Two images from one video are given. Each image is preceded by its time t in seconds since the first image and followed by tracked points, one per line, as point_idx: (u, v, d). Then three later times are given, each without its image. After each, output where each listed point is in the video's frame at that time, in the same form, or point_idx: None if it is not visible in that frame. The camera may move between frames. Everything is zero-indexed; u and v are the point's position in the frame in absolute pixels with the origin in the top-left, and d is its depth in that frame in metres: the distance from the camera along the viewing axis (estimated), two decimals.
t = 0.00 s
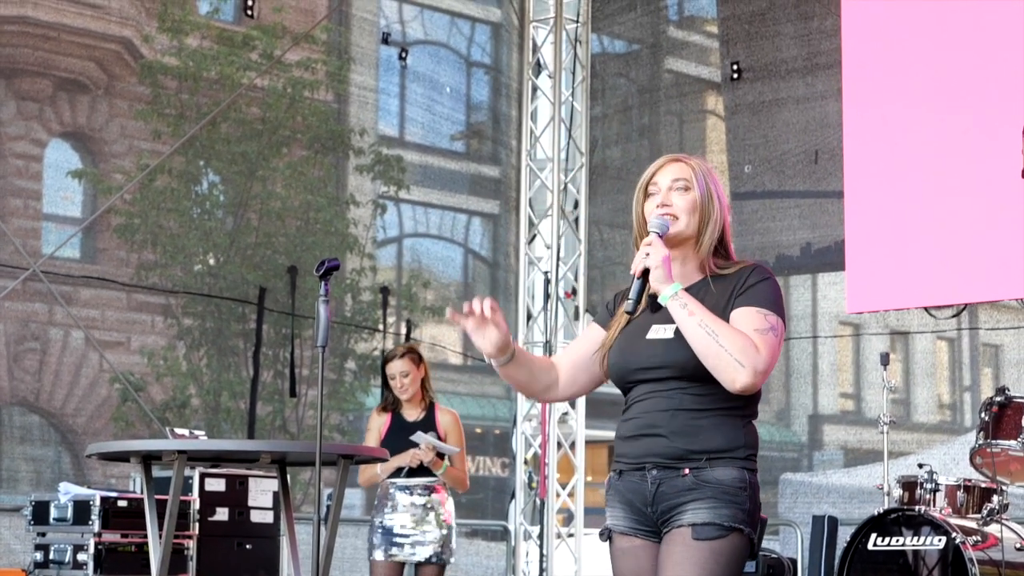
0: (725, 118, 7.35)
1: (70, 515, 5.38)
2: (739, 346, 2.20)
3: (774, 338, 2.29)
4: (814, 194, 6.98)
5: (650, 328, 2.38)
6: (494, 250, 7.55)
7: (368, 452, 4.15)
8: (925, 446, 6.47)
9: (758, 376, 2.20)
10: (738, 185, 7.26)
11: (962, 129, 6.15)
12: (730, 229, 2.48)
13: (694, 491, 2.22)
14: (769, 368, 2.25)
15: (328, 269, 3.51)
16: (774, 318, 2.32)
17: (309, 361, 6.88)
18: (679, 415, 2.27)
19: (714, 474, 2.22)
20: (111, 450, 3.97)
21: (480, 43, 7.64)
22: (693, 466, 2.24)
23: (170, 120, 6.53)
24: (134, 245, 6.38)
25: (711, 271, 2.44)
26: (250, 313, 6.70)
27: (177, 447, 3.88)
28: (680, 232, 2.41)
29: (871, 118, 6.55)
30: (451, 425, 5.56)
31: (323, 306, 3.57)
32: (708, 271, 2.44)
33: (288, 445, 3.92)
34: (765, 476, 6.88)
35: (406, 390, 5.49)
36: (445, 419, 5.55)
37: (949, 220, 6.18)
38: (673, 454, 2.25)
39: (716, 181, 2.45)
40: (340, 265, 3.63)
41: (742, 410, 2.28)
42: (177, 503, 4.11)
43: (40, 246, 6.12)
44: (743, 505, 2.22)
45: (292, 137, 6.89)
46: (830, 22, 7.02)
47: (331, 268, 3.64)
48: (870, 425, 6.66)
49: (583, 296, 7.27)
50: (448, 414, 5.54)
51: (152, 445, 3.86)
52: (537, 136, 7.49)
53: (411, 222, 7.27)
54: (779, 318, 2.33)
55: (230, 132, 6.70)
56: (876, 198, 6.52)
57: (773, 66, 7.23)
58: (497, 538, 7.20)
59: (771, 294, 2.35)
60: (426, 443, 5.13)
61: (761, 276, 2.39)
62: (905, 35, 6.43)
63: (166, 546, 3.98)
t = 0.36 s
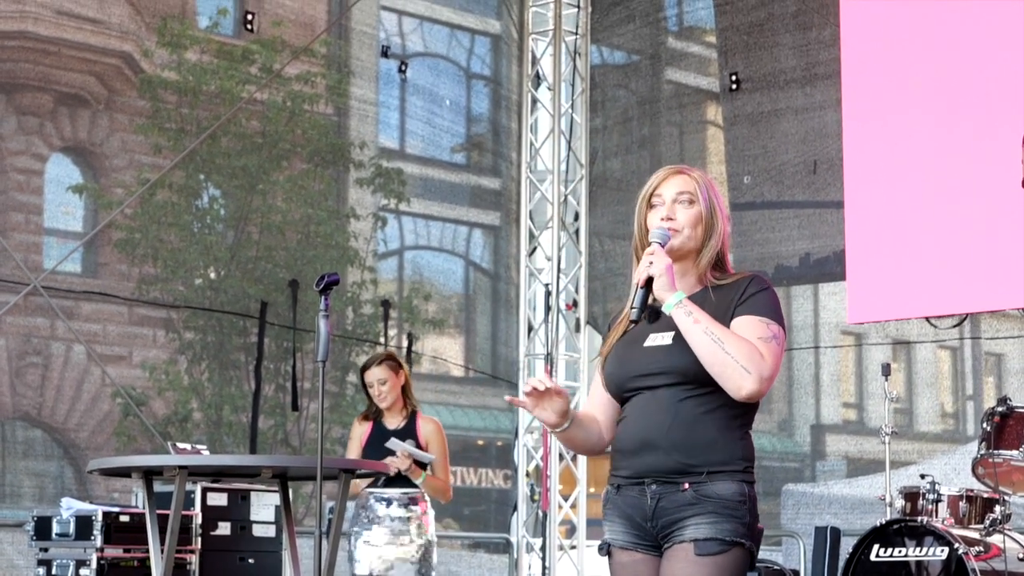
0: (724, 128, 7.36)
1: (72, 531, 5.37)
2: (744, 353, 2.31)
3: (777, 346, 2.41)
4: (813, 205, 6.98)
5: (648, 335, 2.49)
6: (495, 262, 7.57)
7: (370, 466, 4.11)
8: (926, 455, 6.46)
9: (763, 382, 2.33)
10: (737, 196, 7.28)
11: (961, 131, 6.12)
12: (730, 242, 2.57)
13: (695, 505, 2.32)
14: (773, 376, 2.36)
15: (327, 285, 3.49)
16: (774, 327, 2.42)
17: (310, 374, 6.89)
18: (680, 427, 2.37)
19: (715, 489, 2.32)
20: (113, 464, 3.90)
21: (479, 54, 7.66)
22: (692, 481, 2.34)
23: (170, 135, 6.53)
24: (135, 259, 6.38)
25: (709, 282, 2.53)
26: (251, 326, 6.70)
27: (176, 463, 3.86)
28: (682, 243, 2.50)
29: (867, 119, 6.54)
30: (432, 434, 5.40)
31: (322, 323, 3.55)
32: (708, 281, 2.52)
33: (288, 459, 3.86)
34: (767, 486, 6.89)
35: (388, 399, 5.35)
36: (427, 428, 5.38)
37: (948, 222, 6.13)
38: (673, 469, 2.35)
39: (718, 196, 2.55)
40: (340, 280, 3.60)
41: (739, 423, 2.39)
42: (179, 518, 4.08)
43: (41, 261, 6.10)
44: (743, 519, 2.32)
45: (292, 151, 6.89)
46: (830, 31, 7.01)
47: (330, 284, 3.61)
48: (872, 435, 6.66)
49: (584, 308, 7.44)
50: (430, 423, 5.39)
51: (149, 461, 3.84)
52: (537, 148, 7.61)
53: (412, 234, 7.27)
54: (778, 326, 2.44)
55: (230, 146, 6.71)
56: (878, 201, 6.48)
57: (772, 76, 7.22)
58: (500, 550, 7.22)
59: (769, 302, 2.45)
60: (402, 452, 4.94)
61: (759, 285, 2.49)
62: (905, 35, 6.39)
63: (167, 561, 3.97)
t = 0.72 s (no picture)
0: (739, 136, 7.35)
1: (88, 540, 5.38)
2: (753, 360, 2.29)
3: (788, 351, 2.37)
4: (826, 213, 6.99)
5: (658, 345, 2.51)
6: (510, 272, 7.55)
7: (386, 477, 4.03)
8: (941, 463, 6.45)
9: (773, 389, 2.30)
10: (751, 204, 7.26)
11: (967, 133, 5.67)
12: (740, 250, 2.56)
13: (706, 513, 2.31)
14: (783, 381, 2.33)
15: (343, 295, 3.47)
16: (785, 331, 2.39)
17: (326, 383, 6.90)
18: (691, 434, 2.36)
19: (727, 497, 2.31)
20: (128, 473, 3.90)
21: (495, 63, 7.66)
22: (704, 489, 2.33)
23: (186, 144, 6.55)
24: (151, 268, 6.39)
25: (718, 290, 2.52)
26: (267, 336, 6.71)
27: (192, 472, 3.85)
28: (690, 255, 2.50)
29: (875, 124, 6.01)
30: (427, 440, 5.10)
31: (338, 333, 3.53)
32: (716, 290, 2.52)
33: (304, 469, 3.83)
34: (783, 495, 6.88)
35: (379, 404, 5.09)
36: (420, 433, 5.09)
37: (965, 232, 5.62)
38: (685, 476, 2.35)
39: (726, 206, 2.54)
40: (354, 288, 3.59)
41: (753, 430, 2.37)
42: (195, 528, 4.07)
43: (57, 270, 6.12)
44: (756, 526, 2.30)
45: (308, 160, 6.90)
46: (844, 40, 7.03)
47: (344, 293, 3.60)
48: (886, 443, 6.64)
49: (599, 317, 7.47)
50: (422, 426, 5.08)
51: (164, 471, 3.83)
52: (552, 156, 7.60)
53: (427, 243, 7.27)
54: (791, 329, 2.41)
55: (246, 156, 6.72)
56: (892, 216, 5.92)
57: (786, 84, 7.23)
58: (515, 559, 7.18)
59: (780, 306, 2.43)
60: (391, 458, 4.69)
61: (769, 290, 2.47)
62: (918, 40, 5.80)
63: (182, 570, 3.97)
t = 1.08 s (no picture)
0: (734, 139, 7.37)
1: (83, 542, 5.34)
2: (751, 360, 2.30)
3: (787, 351, 2.39)
4: (820, 216, 7.02)
5: (659, 344, 2.51)
6: (505, 274, 7.57)
7: (383, 479, 3.99)
8: (932, 465, 6.48)
9: (771, 388, 2.31)
10: (746, 207, 7.27)
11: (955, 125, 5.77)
12: (739, 249, 2.56)
13: (707, 512, 2.32)
14: (782, 381, 2.34)
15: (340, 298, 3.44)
16: (785, 331, 2.41)
17: (321, 385, 6.89)
18: (691, 434, 2.37)
19: (728, 496, 2.32)
20: (125, 476, 3.85)
21: (491, 66, 7.67)
22: (705, 488, 2.34)
23: (181, 146, 6.54)
24: (146, 270, 6.38)
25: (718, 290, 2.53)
26: (262, 338, 6.70)
27: (188, 473, 3.83)
28: (688, 256, 2.50)
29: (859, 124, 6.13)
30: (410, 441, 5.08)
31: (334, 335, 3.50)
32: (716, 290, 2.53)
33: (299, 470, 3.80)
34: (777, 497, 6.89)
35: (361, 405, 5.07)
36: (402, 435, 5.07)
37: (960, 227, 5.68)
38: (687, 475, 2.36)
39: (724, 206, 2.54)
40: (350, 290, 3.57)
41: (753, 431, 2.38)
42: (190, 531, 4.02)
43: (52, 272, 6.11)
44: (756, 525, 2.31)
45: (303, 162, 6.90)
46: (839, 43, 7.05)
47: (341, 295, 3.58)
48: (882, 444, 6.68)
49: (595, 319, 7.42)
50: (404, 429, 5.07)
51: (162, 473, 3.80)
52: (548, 158, 7.70)
53: (422, 245, 7.27)
54: (791, 330, 2.42)
55: (241, 158, 6.71)
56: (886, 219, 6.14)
57: (781, 87, 7.25)
58: (511, 561, 7.24)
59: (780, 307, 2.44)
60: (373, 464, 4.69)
61: (769, 291, 2.48)
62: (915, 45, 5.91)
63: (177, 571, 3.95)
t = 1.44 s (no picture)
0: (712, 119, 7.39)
1: (60, 522, 5.32)
2: (734, 346, 2.27)
3: (770, 339, 2.35)
4: (798, 195, 7.04)
5: (643, 319, 2.44)
6: (482, 254, 7.55)
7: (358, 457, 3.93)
8: (905, 445, 6.51)
9: (752, 375, 2.27)
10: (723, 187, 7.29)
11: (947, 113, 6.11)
12: (727, 228, 2.52)
13: (684, 489, 2.26)
14: (763, 370, 2.31)
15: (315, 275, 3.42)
16: (770, 319, 2.37)
17: (298, 365, 6.89)
18: (668, 412, 2.31)
19: (705, 473, 2.27)
20: (103, 455, 3.79)
21: (468, 46, 7.65)
22: (682, 466, 2.28)
23: (158, 125, 6.50)
24: (122, 250, 6.36)
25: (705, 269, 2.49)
26: (239, 318, 6.69)
27: (165, 453, 3.77)
28: (676, 230, 2.47)
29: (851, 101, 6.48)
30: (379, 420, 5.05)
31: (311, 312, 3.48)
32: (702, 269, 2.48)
33: (277, 450, 3.76)
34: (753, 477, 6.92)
35: (331, 379, 5.08)
36: (371, 414, 5.05)
37: (946, 210, 6.09)
38: (662, 453, 2.29)
39: (713, 183, 2.51)
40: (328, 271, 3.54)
41: (731, 411, 2.34)
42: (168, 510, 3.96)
43: (27, 252, 6.08)
44: (733, 502, 2.26)
45: (280, 142, 6.88)
46: (817, 23, 7.06)
47: (319, 274, 3.56)
48: (855, 426, 6.70)
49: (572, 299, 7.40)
50: (374, 407, 5.04)
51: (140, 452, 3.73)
52: (525, 139, 7.60)
53: (399, 226, 7.27)
54: (775, 318, 2.39)
55: (218, 137, 6.69)
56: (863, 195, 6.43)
57: (759, 67, 7.27)
58: (488, 541, 7.27)
59: (768, 293, 2.40)
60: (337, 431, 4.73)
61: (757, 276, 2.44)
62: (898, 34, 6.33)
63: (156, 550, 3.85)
